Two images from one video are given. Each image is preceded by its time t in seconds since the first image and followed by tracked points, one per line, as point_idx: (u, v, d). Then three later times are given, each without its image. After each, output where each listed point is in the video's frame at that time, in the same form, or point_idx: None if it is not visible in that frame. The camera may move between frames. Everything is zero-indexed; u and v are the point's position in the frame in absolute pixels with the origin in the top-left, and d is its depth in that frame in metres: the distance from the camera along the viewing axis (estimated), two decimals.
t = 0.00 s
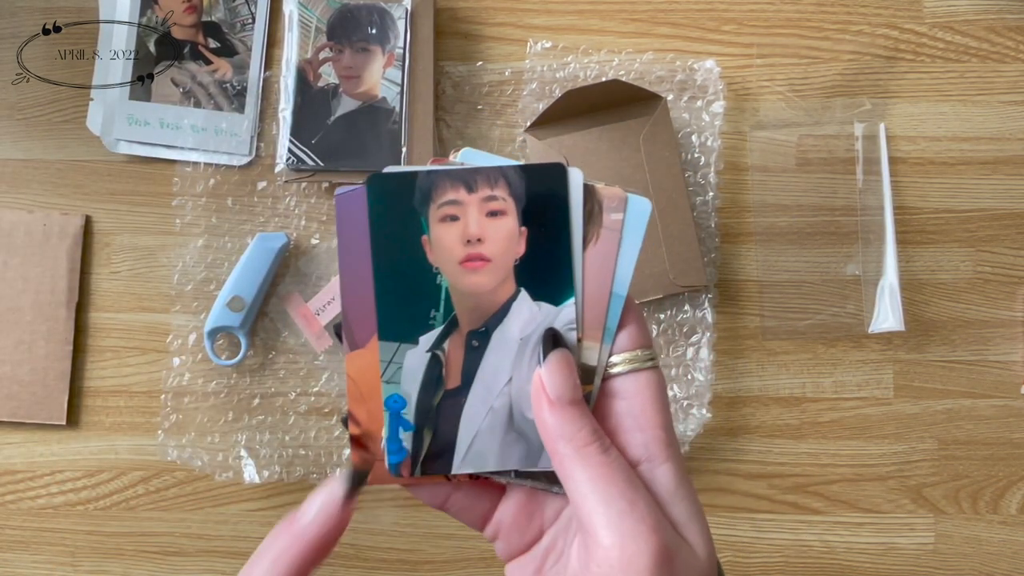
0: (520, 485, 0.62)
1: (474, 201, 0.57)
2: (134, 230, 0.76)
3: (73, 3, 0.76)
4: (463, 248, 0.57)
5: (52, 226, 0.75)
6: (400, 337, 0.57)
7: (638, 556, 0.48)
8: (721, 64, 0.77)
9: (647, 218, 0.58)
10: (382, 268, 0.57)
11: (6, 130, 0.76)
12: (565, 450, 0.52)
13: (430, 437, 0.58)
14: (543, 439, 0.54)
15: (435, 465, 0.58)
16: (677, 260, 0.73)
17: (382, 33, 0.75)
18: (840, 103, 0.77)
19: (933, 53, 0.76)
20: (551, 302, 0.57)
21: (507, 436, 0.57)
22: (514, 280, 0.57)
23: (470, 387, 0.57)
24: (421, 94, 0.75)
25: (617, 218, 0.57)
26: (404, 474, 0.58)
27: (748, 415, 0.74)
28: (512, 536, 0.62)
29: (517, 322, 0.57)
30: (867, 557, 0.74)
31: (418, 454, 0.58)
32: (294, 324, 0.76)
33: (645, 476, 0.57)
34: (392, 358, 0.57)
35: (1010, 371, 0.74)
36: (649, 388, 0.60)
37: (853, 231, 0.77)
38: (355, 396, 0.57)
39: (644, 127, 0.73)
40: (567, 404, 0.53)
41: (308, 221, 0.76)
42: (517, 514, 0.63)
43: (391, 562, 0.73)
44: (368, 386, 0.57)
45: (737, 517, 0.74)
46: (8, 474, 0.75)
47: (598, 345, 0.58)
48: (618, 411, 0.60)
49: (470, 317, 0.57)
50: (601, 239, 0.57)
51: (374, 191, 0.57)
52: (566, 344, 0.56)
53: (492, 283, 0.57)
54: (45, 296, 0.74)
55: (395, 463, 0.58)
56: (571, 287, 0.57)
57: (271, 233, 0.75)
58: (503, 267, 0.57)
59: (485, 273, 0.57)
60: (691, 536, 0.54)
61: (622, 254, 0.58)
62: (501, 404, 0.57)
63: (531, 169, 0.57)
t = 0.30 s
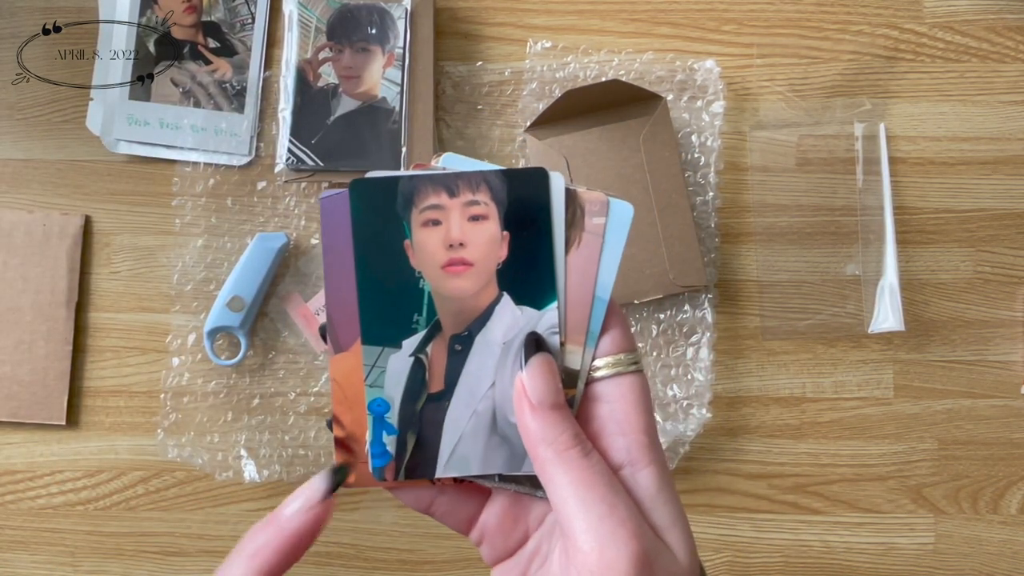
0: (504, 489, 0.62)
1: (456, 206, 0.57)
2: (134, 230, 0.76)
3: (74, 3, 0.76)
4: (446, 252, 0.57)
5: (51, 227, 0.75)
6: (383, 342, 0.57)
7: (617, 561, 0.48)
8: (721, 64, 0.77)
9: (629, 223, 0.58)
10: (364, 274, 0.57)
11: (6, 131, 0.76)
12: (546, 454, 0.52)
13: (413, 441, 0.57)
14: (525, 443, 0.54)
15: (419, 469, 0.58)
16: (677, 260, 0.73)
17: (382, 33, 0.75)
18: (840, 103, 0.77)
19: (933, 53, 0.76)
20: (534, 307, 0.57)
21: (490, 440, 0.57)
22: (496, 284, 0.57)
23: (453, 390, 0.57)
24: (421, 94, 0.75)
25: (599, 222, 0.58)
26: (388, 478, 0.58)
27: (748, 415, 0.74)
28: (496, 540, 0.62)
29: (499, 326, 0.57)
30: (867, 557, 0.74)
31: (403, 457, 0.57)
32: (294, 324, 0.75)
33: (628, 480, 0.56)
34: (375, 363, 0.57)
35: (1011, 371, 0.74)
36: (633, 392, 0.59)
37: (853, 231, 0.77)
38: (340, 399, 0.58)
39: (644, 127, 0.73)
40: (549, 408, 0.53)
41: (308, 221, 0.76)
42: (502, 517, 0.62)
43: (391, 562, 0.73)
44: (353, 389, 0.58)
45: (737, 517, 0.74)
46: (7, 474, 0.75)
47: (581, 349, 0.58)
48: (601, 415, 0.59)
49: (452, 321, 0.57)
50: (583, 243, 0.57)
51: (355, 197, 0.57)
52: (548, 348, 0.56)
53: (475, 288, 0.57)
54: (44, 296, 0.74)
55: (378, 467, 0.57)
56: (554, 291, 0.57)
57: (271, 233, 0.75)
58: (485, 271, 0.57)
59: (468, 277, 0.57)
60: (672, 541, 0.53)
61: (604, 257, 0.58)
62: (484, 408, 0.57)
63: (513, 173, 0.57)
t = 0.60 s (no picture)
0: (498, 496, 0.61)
1: (447, 211, 0.57)
2: (135, 230, 0.76)
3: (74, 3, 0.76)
4: (437, 258, 0.57)
5: (52, 227, 0.75)
6: (374, 346, 0.57)
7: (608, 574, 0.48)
8: (721, 64, 0.77)
9: (625, 228, 0.58)
10: (357, 279, 0.57)
11: (6, 131, 0.76)
12: (537, 466, 0.51)
13: (403, 448, 0.56)
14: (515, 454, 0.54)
15: (408, 478, 0.57)
16: (677, 260, 0.73)
17: (382, 33, 0.75)
18: (840, 103, 0.77)
19: (933, 53, 0.76)
20: (526, 314, 0.57)
21: (481, 447, 0.56)
22: (488, 291, 0.57)
23: (444, 397, 0.57)
24: (421, 94, 0.75)
25: (594, 228, 0.57)
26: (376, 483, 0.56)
27: (747, 415, 0.74)
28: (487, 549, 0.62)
29: (491, 332, 0.56)
30: (867, 557, 0.74)
31: (392, 465, 0.56)
32: (294, 324, 0.75)
33: (619, 491, 0.56)
34: (365, 368, 0.57)
35: (1011, 371, 0.74)
36: (628, 403, 0.59)
37: (853, 231, 0.77)
38: (330, 405, 0.57)
39: (644, 127, 0.73)
40: (539, 419, 0.53)
41: (308, 221, 0.76)
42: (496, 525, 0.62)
43: (391, 562, 0.73)
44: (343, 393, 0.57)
45: (737, 517, 0.74)
46: (7, 475, 0.75)
47: (573, 357, 0.58)
48: (594, 424, 0.59)
49: (443, 327, 0.57)
50: (577, 250, 0.57)
51: (348, 201, 0.57)
52: (540, 356, 0.56)
53: (466, 293, 0.57)
54: (45, 296, 0.74)
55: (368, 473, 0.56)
56: (547, 298, 0.57)
57: (271, 233, 0.75)
58: (476, 276, 0.57)
59: (459, 283, 0.57)
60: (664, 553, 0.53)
61: (598, 264, 0.58)
62: (475, 415, 0.56)
63: (505, 178, 0.57)
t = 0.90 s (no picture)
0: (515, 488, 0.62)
1: (475, 204, 0.57)
2: (134, 230, 0.76)
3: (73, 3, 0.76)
4: (463, 250, 0.57)
5: (52, 227, 0.75)
6: (398, 337, 0.57)
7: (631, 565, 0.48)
8: (721, 64, 0.77)
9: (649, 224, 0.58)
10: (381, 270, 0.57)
11: (6, 130, 0.76)
12: (559, 457, 0.52)
13: (425, 437, 0.57)
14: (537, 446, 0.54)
15: (429, 467, 0.57)
16: (677, 260, 0.73)
17: (382, 34, 0.75)
18: (840, 103, 0.77)
19: (933, 53, 0.76)
20: (548, 308, 0.57)
21: (501, 439, 0.57)
22: (513, 284, 0.57)
23: (466, 389, 0.57)
24: (421, 94, 0.75)
25: (618, 224, 0.57)
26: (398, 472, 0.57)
27: (748, 415, 0.74)
28: (505, 542, 0.62)
29: (514, 326, 0.57)
30: (867, 557, 0.74)
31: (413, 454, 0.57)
32: (294, 324, 0.76)
33: (640, 485, 0.57)
34: (389, 358, 0.57)
35: (1011, 371, 0.74)
36: (648, 398, 0.60)
37: (853, 231, 0.77)
38: (353, 395, 0.57)
39: (644, 127, 0.73)
40: (562, 412, 0.53)
41: (308, 221, 0.76)
42: (513, 518, 0.63)
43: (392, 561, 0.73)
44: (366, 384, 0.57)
45: (737, 517, 0.74)
46: (8, 474, 0.75)
47: (595, 352, 0.58)
48: (614, 419, 0.59)
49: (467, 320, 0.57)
50: (602, 245, 0.57)
51: (375, 192, 0.57)
52: (562, 350, 0.56)
53: (491, 287, 0.57)
54: (45, 296, 0.74)
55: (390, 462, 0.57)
56: (571, 292, 0.57)
57: (271, 233, 0.75)
58: (502, 269, 0.57)
59: (485, 276, 0.57)
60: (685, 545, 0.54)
61: (622, 260, 0.58)
62: (496, 408, 0.57)
63: (533, 173, 0.57)
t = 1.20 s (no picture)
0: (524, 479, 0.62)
1: (488, 195, 0.57)
2: (134, 230, 0.76)
3: (73, 3, 0.76)
4: (475, 241, 0.57)
5: (52, 226, 0.75)
6: (409, 327, 0.57)
7: (643, 553, 0.48)
8: (721, 64, 0.77)
9: (660, 217, 0.58)
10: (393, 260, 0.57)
11: (7, 130, 0.76)
12: (570, 447, 0.52)
13: (435, 427, 0.57)
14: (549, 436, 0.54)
15: (439, 457, 0.57)
16: (677, 260, 0.73)
17: (382, 33, 0.75)
18: (840, 103, 0.77)
19: (933, 53, 0.76)
20: (560, 299, 0.57)
21: (511, 430, 0.57)
22: (524, 275, 0.57)
23: (476, 379, 0.57)
24: (421, 94, 0.75)
25: (628, 216, 0.58)
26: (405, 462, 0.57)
27: (747, 415, 0.74)
28: (515, 534, 0.62)
29: (525, 317, 0.57)
30: (867, 557, 0.74)
31: (423, 445, 0.57)
32: (294, 324, 0.76)
33: (650, 474, 0.57)
34: (400, 348, 0.57)
35: (1011, 371, 0.74)
36: (657, 388, 0.59)
37: (853, 231, 0.77)
38: (363, 385, 0.57)
39: (643, 127, 0.73)
40: (573, 402, 0.53)
41: (307, 221, 0.76)
42: (522, 510, 0.63)
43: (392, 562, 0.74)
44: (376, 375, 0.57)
45: (737, 517, 0.74)
46: (8, 474, 0.75)
47: (605, 343, 0.58)
48: (624, 410, 0.59)
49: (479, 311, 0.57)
50: (613, 237, 0.57)
51: (387, 182, 0.57)
52: (572, 342, 0.57)
53: (502, 277, 0.57)
54: (45, 295, 0.74)
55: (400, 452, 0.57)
56: (581, 284, 0.57)
57: (271, 233, 0.75)
58: (513, 260, 0.57)
59: (496, 267, 0.57)
60: (696, 533, 0.54)
61: (633, 252, 0.58)
62: (506, 398, 0.57)
63: (545, 165, 0.57)
